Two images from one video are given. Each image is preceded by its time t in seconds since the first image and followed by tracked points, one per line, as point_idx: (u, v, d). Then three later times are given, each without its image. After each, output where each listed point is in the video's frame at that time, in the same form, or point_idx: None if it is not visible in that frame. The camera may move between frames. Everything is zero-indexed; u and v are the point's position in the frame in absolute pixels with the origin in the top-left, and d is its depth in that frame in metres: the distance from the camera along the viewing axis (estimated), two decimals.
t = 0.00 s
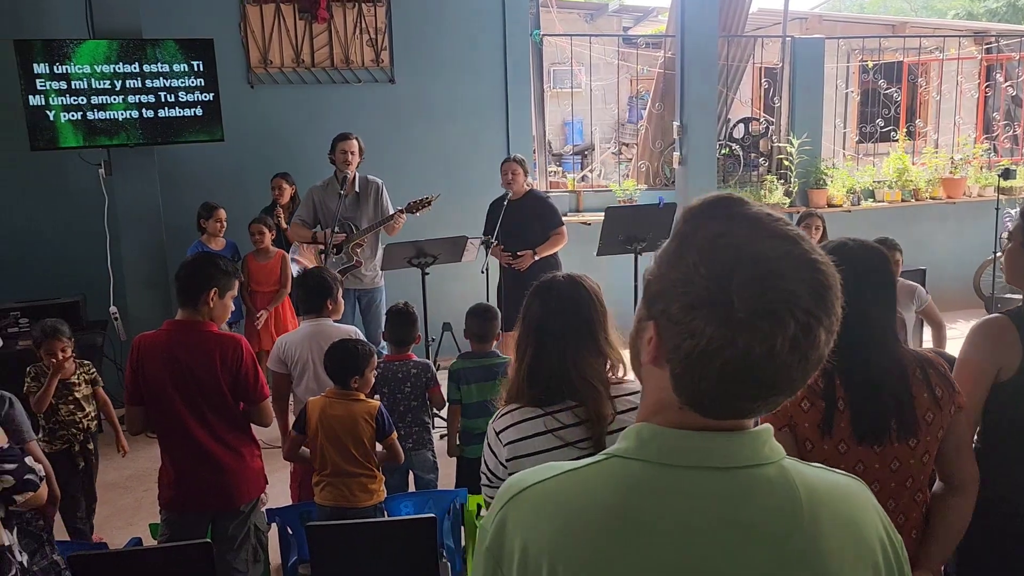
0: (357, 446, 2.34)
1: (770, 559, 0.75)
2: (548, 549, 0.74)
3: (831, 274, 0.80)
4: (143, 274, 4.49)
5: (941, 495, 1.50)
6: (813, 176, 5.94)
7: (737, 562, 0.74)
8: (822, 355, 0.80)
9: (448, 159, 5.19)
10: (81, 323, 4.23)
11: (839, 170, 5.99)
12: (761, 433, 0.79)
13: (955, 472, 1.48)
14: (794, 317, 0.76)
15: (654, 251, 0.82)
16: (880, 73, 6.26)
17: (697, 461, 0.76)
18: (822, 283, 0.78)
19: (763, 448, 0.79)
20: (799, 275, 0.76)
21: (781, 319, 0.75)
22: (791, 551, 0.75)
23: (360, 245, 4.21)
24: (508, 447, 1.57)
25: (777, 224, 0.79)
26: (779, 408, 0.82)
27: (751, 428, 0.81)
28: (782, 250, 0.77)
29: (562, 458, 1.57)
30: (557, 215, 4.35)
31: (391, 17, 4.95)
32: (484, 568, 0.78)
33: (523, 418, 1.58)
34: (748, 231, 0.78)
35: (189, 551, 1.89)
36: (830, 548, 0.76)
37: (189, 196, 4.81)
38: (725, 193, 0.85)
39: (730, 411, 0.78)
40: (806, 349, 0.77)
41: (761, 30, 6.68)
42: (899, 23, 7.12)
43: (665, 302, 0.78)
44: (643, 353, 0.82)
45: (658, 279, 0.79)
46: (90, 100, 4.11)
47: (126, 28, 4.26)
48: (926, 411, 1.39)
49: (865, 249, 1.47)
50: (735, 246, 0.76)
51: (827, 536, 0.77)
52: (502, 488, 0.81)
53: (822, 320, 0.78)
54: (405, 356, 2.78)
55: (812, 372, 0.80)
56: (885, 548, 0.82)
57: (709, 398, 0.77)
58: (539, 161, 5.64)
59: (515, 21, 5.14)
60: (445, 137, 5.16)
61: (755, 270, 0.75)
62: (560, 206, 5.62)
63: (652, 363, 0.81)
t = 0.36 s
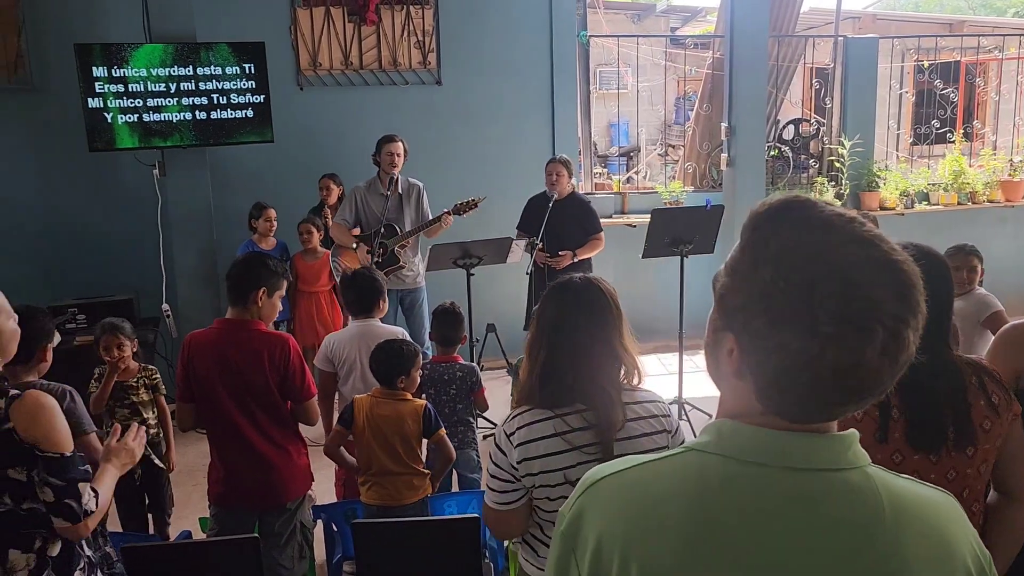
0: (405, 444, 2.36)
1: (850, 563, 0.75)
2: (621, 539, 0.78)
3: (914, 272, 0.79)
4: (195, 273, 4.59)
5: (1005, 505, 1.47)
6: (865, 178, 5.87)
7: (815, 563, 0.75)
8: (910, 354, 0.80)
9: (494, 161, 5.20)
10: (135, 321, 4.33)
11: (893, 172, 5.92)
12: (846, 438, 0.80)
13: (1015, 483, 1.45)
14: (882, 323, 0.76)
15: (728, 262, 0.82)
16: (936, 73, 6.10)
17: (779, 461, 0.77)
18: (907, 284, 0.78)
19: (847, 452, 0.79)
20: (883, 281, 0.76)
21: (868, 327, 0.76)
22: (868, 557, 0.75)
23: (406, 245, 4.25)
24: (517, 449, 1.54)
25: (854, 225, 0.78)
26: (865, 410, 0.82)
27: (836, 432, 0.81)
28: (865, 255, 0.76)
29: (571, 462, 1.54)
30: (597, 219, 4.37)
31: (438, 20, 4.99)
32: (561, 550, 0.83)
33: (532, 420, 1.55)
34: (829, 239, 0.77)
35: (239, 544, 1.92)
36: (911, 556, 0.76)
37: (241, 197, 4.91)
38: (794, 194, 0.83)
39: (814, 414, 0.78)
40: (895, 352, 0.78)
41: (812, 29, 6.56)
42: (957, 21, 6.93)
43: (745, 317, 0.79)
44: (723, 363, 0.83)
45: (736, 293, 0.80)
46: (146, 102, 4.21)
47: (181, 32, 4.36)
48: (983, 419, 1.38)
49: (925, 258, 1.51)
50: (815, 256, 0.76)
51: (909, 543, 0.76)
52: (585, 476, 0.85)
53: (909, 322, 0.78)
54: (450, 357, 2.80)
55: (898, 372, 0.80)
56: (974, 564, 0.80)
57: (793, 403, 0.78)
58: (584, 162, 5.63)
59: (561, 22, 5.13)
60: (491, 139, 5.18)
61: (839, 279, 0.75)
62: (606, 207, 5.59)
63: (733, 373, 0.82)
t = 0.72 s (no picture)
0: (452, 442, 2.36)
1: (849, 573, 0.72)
2: (620, 541, 0.75)
3: (922, 278, 0.78)
4: (238, 273, 4.66)
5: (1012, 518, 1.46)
6: (914, 181, 5.73)
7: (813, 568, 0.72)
8: (916, 361, 0.79)
9: (533, 162, 5.19)
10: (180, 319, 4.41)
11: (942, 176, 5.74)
12: (848, 446, 0.77)
13: None
14: (888, 327, 0.75)
15: (734, 263, 0.81)
16: (989, 73, 5.94)
17: (781, 465, 0.75)
18: (914, 289, 0.77)
19: (851, 459, 0.77)
20: (891, 284, 0.75)
21: (874, 329, 0.75)
22: (867, 570, 0.72)
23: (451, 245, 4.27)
24: (523, 451, 1.53)
25: (862, 229, 0.77)
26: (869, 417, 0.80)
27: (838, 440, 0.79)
28: (874, 257, 0.76)
29: (575, 468, 1.53)
30: (632, 226, 4.35)
31: (480, 22, 5.00)
32: (557, 552, 0.80)
33: (539, 423, 1.54)
34: (838, 240, 0.76)
35: (275, 543, 1.94)
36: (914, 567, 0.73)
37: (280, 198, 4.97)
38: (804, 197, 0.83)
39: (817, 417, 0.76)
40: (901, 356, 0.76)
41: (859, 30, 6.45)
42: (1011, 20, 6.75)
43: (751, 318, 0.78)
44: (726, 367, 0.82)
45: (741, 294, 0.79)
46: (193, 105, 4.29)
47: (226, 35, 4.43)
48: (1002, 434, 1.37)
49: (956, 263, 1.46)
50: (822, 258, 0.75)
51: (911, 555, 0.74)
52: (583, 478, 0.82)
53: (916, 326, 0.77)
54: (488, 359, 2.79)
55: (903, 379, 0.79)
56: None
57: (798, 405, 0.76)
58: (625, 164, 5.60)
59: (604, 23, 5.11)
60: (531, 140, 5.17)
61: (845, 280, 0.74)
62: (646, 210, 5.55)
63: (736, 376, 0.81)
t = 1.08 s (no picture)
0: (495, 452, 2.39)
1: None
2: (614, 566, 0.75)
3: (899, 284, 0.79)
4: (275, 273, 4.72)
5: None
6: (959, 184, 5.61)
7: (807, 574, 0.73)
8: (895, 367, 0.80)
9: (567, 164, 5.19)
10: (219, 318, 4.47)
11: (988, 178, 5.62)
12: (834, 450, 0.78)
13: None
14: (863, 336, 0.76)
15: (711, 271, 0.82)
16: None
17: (768, 475, 0.75)
18: (890, 298, 0.78)
19: (838, 465, 0.78)
20: (865, 292, 0.76)
21: (850, 338, 0.76)
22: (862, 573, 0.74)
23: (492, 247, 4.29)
24: (557, 456, 1.56)
25: (837, 238, 0.79)
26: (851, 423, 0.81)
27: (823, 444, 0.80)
28: (847, 265, 0.77)
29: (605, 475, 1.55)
30: (665, 233, 4.33)
31: (517, 24, 5.01)
32: None
33: (574, 430, 1.57)
34: (812, 248, 0.77)
35: (308, 542, 1.96)
36: (908, 567, 0.75)
37: (315, 199, 5.02)
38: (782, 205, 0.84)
39: (801, 426, 0.77)
40: (879, 363, 0.77)
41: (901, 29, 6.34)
42: None
43: (726, 327, 0.79)
44: (706, 376, 0.83)
45: (718, 304, 0.80)
46: (234, 107, 4.36)
47: (264, 38, 4.49)
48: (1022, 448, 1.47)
49: (983, 275, 1.47)
50: (796, 266, 0.76)
51: (904, 554, 0.75)
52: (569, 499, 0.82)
53: (893, 333, 0.78)
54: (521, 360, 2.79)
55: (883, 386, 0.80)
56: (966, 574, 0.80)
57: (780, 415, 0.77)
58: (661, 166, 5.58)
59: (642, 25, 5.09)
60: (567, 142, 5.17)
61: (820, 289, 0.76)
62: (683, 212, 5.52)
63: (716, 386, 0.82)
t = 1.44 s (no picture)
0: (526, 455, 2.39)
1: None
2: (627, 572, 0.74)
3: (907, 280, 0.78)
4: (304, 273, 4.75)
5: None
6: (999, 187, 5.50)
7: None
8: (904, 365, 0.78)
9: (597, 165, 5.17)
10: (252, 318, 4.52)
11: None
12: (847, 457, 0.77)
13: None
14: (871, 331, 0.75)
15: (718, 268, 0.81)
16: None
17: (781, 484, 0.74)
18: (898, 294, 0.77)
19: (851, 472, 0.77)
20: (872, 286, 0.76)
21: (858, 334, 0.75)
22: None
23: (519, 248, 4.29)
24: (623, 458, 1.64)
25: (843, 233, 0.78)
26: (862, 423, 0.80)
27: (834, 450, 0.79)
28: (852, 261, 0.76)
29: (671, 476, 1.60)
30: (702, 230, 4.26)
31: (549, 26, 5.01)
32: None
33: (640, 432, 1.64)
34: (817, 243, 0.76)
35: (338, 540, 1.97)
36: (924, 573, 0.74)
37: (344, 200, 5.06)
38: (788, 206, 0.83)
39: (813, 433, 0.76)
40: (888, 361, 0.76)
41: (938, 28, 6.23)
42: None
43: (734, 324, 0.78)
44: (715, 375, 0.81)
45: (726, 300, 0.79)
46: (268, 108, 4.40)
47: (296, 40, 4.53)
48: None
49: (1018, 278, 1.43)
50: (803, 261, 0.76)
51: (921, 558, 0.75)
52: (578, 513, 0.81)
53: (902, 329, 0.77)
54: (549, 362, 2.80)
55: (893, 383, 0.79)
56: None
57: (791, 422, 0.76)
58: (693, 168, 5.54)
59: (675, 26, 5.06)
60: (598, 143, 5.16)
61: (827, 283, 0.75)
62: (715, 214, 5.47)
63: (724, 386, 0.80)
